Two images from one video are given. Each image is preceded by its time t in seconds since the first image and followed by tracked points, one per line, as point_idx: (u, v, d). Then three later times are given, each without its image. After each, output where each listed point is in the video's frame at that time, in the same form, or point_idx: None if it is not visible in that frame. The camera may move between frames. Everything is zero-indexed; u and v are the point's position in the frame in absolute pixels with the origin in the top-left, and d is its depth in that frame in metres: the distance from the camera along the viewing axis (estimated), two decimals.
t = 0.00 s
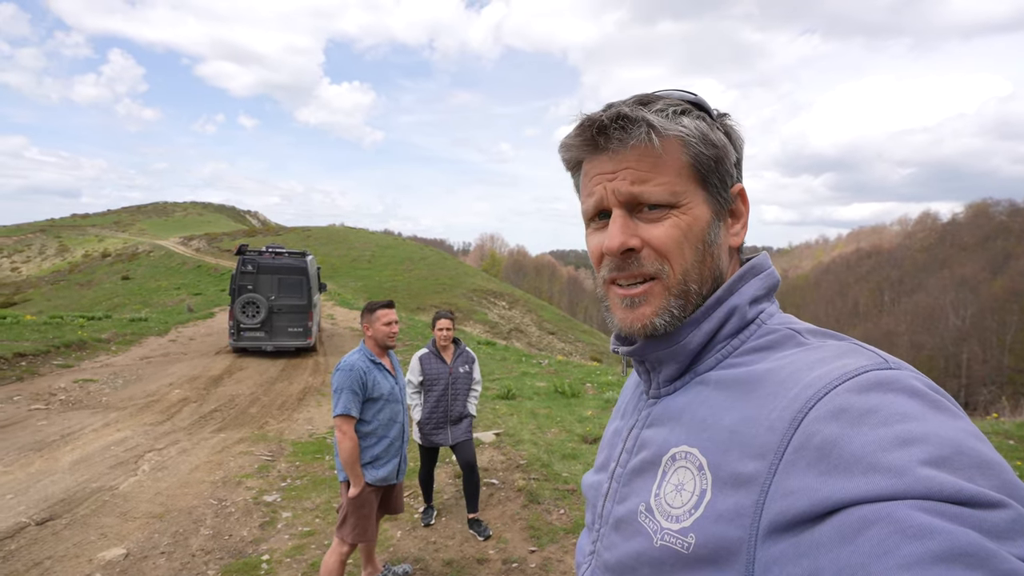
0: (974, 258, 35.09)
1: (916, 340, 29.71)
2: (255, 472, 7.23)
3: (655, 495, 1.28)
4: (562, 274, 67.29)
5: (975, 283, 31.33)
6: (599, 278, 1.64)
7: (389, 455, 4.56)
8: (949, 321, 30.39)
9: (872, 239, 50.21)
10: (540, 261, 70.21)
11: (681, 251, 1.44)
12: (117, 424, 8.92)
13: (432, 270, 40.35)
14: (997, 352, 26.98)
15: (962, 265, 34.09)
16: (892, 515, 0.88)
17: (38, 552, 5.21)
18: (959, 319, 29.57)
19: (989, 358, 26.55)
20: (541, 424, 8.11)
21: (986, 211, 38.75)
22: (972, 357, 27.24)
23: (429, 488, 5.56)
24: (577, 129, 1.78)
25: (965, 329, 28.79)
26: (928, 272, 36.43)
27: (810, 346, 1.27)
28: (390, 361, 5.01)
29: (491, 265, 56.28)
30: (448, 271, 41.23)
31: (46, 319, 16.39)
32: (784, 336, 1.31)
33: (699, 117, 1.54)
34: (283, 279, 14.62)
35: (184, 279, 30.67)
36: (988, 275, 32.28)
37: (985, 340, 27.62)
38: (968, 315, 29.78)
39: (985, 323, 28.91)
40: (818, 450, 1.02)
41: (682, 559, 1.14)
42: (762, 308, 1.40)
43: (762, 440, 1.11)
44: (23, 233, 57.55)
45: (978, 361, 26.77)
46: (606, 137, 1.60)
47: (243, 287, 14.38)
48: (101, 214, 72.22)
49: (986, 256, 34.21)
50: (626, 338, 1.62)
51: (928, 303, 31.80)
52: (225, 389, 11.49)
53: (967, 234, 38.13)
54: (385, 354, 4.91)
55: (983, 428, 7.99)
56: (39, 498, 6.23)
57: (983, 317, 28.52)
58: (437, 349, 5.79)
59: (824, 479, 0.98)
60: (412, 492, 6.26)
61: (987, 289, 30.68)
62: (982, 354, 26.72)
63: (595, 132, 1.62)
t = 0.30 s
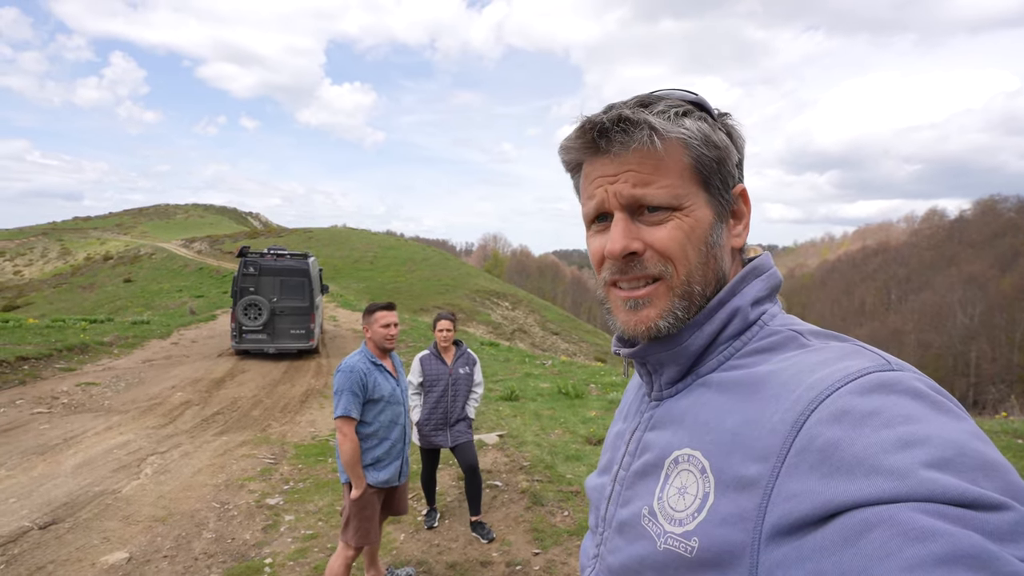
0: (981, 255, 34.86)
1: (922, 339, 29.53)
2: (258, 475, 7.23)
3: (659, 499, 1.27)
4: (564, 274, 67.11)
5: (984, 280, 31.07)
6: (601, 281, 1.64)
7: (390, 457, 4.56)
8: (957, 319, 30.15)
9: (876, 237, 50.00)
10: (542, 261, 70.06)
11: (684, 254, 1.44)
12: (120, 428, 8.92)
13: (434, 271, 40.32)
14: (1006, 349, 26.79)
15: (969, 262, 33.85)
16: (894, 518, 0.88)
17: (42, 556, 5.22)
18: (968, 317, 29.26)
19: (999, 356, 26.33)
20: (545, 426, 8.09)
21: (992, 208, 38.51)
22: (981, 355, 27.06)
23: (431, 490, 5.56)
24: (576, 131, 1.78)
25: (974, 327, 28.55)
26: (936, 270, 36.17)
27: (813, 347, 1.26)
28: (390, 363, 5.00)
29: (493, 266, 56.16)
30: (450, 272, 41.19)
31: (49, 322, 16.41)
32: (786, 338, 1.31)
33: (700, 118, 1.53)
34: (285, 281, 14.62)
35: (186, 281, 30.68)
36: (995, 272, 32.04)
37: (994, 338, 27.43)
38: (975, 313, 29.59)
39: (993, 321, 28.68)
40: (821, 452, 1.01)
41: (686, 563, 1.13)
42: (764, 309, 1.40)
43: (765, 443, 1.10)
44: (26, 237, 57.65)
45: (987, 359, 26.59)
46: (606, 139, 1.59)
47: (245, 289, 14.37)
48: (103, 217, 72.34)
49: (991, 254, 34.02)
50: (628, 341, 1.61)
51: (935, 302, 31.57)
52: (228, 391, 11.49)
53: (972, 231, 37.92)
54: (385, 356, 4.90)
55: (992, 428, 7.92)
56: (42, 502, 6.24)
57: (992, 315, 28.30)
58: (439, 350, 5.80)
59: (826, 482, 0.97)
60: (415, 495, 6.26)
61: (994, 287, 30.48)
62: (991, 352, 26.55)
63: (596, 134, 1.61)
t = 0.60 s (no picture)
0: (976, 254, 35.02)
1: (919, 337, 29.62)
2: (260, 476, 7.23)
3: (664, 499, 1.27)
4: (564, 274, 67.13)
5: (979, 279, 31.19)
6: (602, 283, 1.64)
7: (389, 458, 4.56)
8: (953, 317, 30.27)
9: (874, 236, 50.11)
10: (541, 261, 70.09)
11: (684, 254, 1.44)
12: (120, 430, 8.92)
13: (434, 272, 40.35)
14: (1000, 348, 26.93)
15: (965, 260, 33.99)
16: (899, 518, 0.88)
17: (43, 559, 5.22)
18: (963, 316, 29.35)
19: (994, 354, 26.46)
20: (545, 425, 8.09)
21: (988, 207, 38.65)
22: (976, 353, 27.22)
23: (432, 490, 5.56)
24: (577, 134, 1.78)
25: (969, 326, 28.68)
26: (931, 268, 36.32)
27: (817, 347, 1.26)
28: (390, 364, 5.01)
29: (493, 267, 56.23)
30: (450, 273, 41.22)
31: (50, 325, 16.40)
32: (789, 337, 1.31)
33: (700, 119, 1.54)
34: (286, 282, 14.61)
35: (186, 283, 30.69)
36: (991, 271, 32.18)
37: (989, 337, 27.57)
38: (971, 312, 29.72)
39: (988, 319, 28.83)
40: (825, 452, 1.01)
41: (692, 563, 1.14)
42: (767, 309, 1.40)
43: (769, 444, 1.10)
44: (26, 240, 57.66)
45: (982, 357, 26.75)
46: (606, 142, 1.60)
47: (246, 291, 14.36)
48: (103, 220, 72.34)
49: (988, 253, 34.14)
50: (631, 341, 1.61)
51: (931, 300, 31.70)
52: (229, 393, 11.50)
53: (969, 230, 38.03)
54: (384, 357, 4.91)
55: (988, 425, 7.94)
56: (44, 505, 6.24)
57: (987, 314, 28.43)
58: (439, 351, 5.80)
59: (829, 482, 0.98)
60: (417, 495, 6.26)
61: (990, 286, 30.64)
62: (986, 351, 26.70)
63: (596, 137, 1.62)
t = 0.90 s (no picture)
0: (970, 256, 35.24)
1: (913, 338, 29.76)
2: (259, 477, 7.22)
3: (666, 496, 1.28)
4: (562, 276, 67.23)
5: (971, 280, 31.41)
6: (604, 282, 1.64)
7: (384, 459, 4.55)
8: (945, 318, 30.44)
9: (870, 238, 50.31)
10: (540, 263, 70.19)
11: (685, 253, 1.44)
12: (119, 432, 8.91)
13: (433, 273, 40.40)
14: (992, 349, 27.12)
15: (959, 262, 34.19)
16: (901, 515, 0.88)
17: (42, 560, 5.21)
18: (955, 317, 29.56)
19: (985, 355, 26.64)
20: (544, 426, 8.09)
21: (981, 210, 38.93)
22: (968, 354, 27.36)
23: (431, 490, 5.54)
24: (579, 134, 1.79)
25: (960, 327, 28.88)
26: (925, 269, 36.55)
27: (818, 346, 1.27)
28: (388, 365, 5.01)
29: (491, 269, 56.30)
30: (450, 274, 41.28)
31: (50, 326, 16.39)
32: (791, 336, 1.31)
33: (702, 120, 1.54)
34: (286, 284, 14.59)
35: (186, 285, 30.70)
36: (985, 272, 32.33)
37: (981, 338, 27.77)
38: (964, 313, 29.90)
39: (981, 320, 29.01)
40: (827, 450, 1.02)
41: (694, 560, 1.14)
42: (769, 308, 1.40)
43: (771, 441, 1.11)
44: (25, 241, 57.65)
45: (974, 357, 26.90)
46: (608, 142, 1.60)
47: (246, 292, 14.34)
48: (103, 222, 72.34)
49: (982, 255, 34.31)
50: (633, 340, 1.62)
51: (925, 301, 31.88)
52: (228, 394, 11.49)
53: (964, 232, 38.23)
54: (382, 358, 4.91)
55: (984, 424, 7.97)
56: (42, 506, 6.23)
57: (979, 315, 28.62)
58: (437, 351, 5.79)
59: (831, 480, 0.98)
60: (416, 495, 6.25)
61: (983, 288, 30.81)
62: (978, 352, 26.86)
63: (599, 137, 1.62)
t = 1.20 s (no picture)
0: (968, 256, 35.35)
1: (911, 338, 29.81)
2: (259, 479, 7.21)
3: (667, 495, 1.28)
4: (562, 277, 67.28)
5: (969, 280, 31.48)
6: (607, 282, 1.64)
7: (380, 463, 4.55)
8: (943, 318, 30.52)
9: (868, 238, 50.44)
10: (540, 264, 70.23)
11: (687, 253, 1.44)
12: (119, 433, 8.90)
13: (432, 275, 40.45)
14: (989, 348, 27.20)
15: (956, 262, 34.29)
16: (900, 513, 0.89)
17: (41, 562, 5.20)
18: (953, 316, 29.66)
19: (982, 354, 26.74)
20: (544, 426, 8.09)
21: (978, 210, 39.04)
22: (965, 354, 27.44)
23: (431, 491, 5.54)
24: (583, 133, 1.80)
25: (957, 327, 29.03)
26: (923, 269, 36.66)
27: (819, 345, 1.27)
28: (385, 367, 5.01)
29: (491, 270, 56.35)
30: (449, 275, 41.32)
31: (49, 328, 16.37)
32: (791, 336, 1.32)
33: (705, 121, 1.55)
34: (286, 285, 14.57)
35: (186, 286, 30.70)
36: (982, 272, 32.40)
37: (978, 337, 27.84)
38: (961, 313, 30.01)
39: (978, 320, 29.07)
40: (827, 449, 1.02)
41: (694, 559, 1.14)
42: (769, 308, 1.41)
43: (772, 440, 1.11)
44: (24, 244, 57.61)
45: (971, 357, 26.96)
46: (613, 141, 1.60)
47: (245, 294, 14.34)
48: (102, 224, 72.31)
49: (979, 254, 34.41)
50: (634, 340, 1.62)
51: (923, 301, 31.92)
52: (228, 396, 11.49)
53: (961, 233, 38.35)
54: (380, 360, 4.91)
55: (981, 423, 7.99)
56: (42, 508, 6.23)
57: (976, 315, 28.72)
58: (436, 352, 5.78)
59: (832, 478, 0.98)
60: (416, 496, 6.25)
61: (980, 287, 30.91)
62: (974, 351, 26.94)
63: (603, 136, 1.63)
